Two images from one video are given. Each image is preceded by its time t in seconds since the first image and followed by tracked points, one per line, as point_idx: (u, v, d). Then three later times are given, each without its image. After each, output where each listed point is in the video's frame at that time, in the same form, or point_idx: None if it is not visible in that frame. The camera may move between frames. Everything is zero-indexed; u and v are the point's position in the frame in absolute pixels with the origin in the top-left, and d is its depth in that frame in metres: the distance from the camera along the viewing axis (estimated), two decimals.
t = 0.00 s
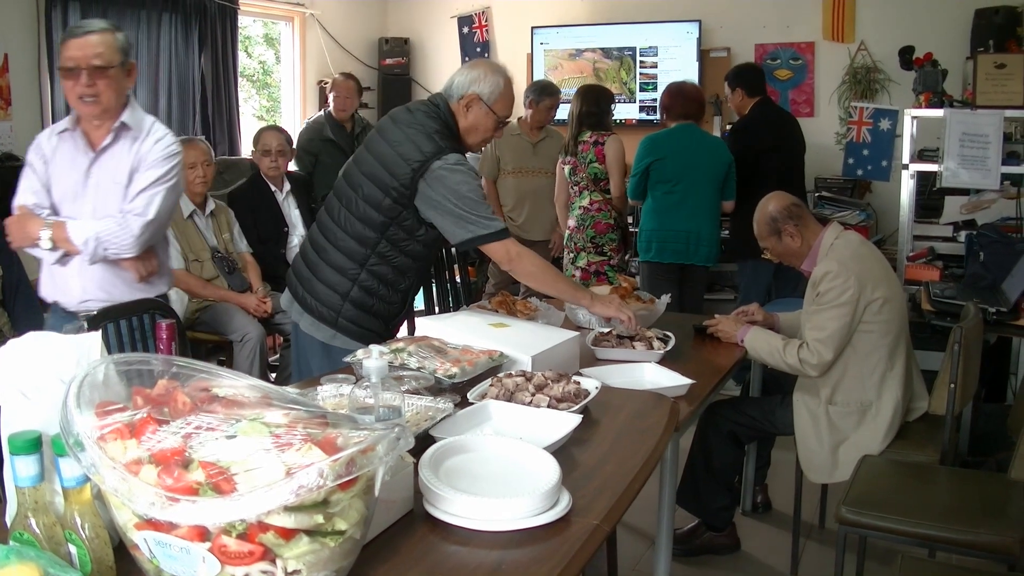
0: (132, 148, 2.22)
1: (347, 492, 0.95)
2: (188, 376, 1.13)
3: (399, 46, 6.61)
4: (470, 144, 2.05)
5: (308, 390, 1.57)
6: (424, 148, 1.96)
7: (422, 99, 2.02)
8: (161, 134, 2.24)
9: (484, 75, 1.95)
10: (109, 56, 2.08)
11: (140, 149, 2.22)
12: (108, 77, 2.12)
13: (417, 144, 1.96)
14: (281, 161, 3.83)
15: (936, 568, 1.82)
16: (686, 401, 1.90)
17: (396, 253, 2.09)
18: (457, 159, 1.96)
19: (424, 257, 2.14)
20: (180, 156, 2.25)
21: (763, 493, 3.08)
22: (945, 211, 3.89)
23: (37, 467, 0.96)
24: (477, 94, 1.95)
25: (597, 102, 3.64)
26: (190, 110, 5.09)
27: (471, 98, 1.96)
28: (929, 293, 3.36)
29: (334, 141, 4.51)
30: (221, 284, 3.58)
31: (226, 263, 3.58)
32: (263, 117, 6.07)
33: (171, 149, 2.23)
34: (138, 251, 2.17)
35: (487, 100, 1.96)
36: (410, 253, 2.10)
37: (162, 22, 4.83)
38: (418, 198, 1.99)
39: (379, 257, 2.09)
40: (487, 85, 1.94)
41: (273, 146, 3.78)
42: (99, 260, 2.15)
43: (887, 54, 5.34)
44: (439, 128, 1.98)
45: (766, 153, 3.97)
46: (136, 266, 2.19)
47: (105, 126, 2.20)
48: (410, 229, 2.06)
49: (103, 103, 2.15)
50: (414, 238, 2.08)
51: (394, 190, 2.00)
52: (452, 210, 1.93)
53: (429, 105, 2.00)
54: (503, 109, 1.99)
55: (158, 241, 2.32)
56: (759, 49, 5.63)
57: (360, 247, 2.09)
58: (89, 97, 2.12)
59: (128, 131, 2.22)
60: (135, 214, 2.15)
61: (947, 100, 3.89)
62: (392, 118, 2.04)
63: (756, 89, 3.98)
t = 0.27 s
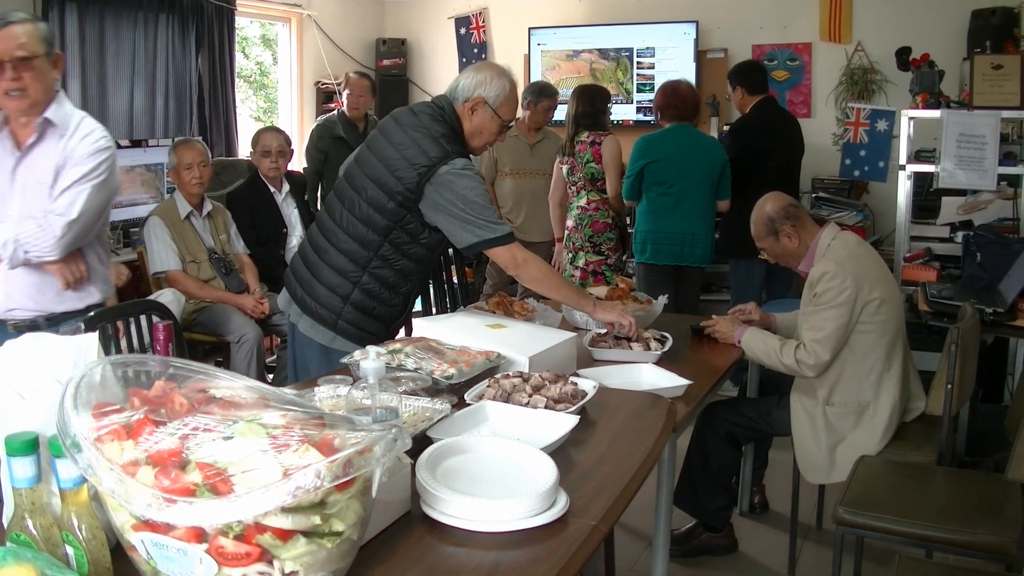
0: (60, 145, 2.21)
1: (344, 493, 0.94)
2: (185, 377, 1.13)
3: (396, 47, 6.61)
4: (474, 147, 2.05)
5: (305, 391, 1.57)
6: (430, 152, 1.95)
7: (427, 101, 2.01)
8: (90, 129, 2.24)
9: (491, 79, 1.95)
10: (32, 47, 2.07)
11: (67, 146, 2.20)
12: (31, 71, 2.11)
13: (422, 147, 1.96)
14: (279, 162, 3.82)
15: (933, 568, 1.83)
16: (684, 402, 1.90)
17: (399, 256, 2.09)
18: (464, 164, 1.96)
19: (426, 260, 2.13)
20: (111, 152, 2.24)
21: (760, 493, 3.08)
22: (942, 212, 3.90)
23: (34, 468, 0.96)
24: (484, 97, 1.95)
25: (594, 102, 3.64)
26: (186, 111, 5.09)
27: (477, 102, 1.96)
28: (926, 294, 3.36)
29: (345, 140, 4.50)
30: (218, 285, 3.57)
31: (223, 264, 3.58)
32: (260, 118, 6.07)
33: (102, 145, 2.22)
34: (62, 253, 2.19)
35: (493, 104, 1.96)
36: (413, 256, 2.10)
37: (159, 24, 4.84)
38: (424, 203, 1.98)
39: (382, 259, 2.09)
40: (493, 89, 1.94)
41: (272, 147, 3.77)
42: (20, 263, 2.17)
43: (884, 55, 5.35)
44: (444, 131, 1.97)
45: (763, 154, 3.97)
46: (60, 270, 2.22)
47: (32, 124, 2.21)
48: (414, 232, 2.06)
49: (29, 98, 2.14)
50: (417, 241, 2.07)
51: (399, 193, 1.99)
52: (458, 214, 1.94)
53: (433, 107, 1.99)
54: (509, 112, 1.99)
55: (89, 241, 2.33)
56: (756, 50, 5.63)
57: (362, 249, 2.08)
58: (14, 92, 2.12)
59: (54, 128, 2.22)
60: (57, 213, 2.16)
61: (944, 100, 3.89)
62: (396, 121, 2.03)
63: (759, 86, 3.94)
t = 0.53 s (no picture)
0: None
1: (342, 494, 0.94)
2: (182, 378, 1.13)
3: (393, 48, 6.61)
4: (472, 146, 2.05)
5: (302, 392, 1.57)
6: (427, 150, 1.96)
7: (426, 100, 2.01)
8: (19, 128, 2.00)
9: (490, 78, 1.95)
10: None
11: None
12: None
13: (419, 145, 1.97)
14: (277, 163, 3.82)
15: (931, 568, 1.83)
16: (681, 402, 1.90)
17: (395, 256, 2.08)
18: (461, 163, 1.96)
19: (423, 260, 2.12)
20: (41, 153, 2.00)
21: (758, 494, 3.09)
22: (939, 213, 3.91)
23: (32, 469, 0.96)
24: (483, 97, 1.95)
25: (591, 102, 3.64)
26: (184, 111, 5.09)
27: (476, 101, 1.96)
28: (924, 294, 3.36)
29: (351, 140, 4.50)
30: (216, 286, 3.58)
31: (220, 265, 3.59)
32: (257, 118, 6.07)
33: (30, 143, 1.99)
34: None
35: (492, 104, 1.96)
36: (409, 257, 2.09)
37: (156, 24, 4.84)
38: (418, 201, 1.98)
39: (378, 259, 2.08)
40: (493, 89, 1.95)
41: (271, 147, 3.76)
42: None
43: (882, 55, 5.36)
44: (441, 129, 1.98)
45: (760, 154, 3.98)
46: None
47: None
48: (410, 232, 2.05)
49: None
50: (413, 241, 2.06)
51: (395, 192, 1.99)
52: (450, 212, 1.94)
53: (431, 106, 1.99)
54: (507, 113, 1.99)
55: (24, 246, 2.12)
56: (754, 50, 5.64)
57: (359, 248, 2.09)
58: None
59: None
60: None
61: (941, 100, 3.89)
62: (393, 120, 2.03)
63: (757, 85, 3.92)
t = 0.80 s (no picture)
0: None
1: (340, 494, 0.94)
2: (181, 379, 1.13)
3: (392, 48, 6.61)
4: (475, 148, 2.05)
5: (301, 392, 1.57)
6: (432, 151, 1.96)
7: (430, 102, 2.01)
8: None
9: (495, 81, 1.95)
10: None
11: None
12: None
13: (424, 147, 1.96)
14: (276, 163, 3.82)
15: (928, 568, 1.83)
16: (680, 403, 1.90)
17: (397, 258, 2.08)
18: (465, 163, 1.96)
19: (424, 263, 2.12)
20: None
21: (757, 494, 3.09)
22: (937, 213, 3.91)
23: (30, 469, 0.96)
24: (488, 100, 1.95)
25: (591, 102, 3.65)
26: (182, 112, 5.09)
27: (481, 104, 1.96)
28: (922, 294, 3.37)
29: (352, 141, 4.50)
30: (214, 286, 3.58)
31: (218, 266, 3.59)
32: (256, 119, 6.07)
33: None
34: None
35: (497, 106, 1.96)
36: (411, 259, 2.09)
37: (155, 24, 4.84)
38: (423, 203, 1.98)
39: (379, 261, 2.08)
40: (498, 92, 1.95)
41: (270, 147, 3.76)
42: None
43: (880, 56, 5.37)
44: (447, 132, 1.98)
45: (759, 154, 3.98)
46: None
47: None
48: (412, 235, 2.05)
49: None
50: (415, 243, 2.06)
51: (399, 193, 2.00)
52: (454, 213, 1.94)
53: (436, 108, 1.99)
54: (511, 115, 1.99)
55: None
56: (752, 51, 5.64)
57: (360, 250, 2.09)
58: None
59: None
60: None
61: (940, 101, 3.90)
62: (398, 122, 2.03)
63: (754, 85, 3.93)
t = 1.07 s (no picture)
0: None
1: (341, 495, 0.94)
2: (182, 379, 1.13)
3: (392, 48, 6.61)
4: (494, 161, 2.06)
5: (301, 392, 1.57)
6: (456, 165, 1.96)
7: (446, 114, 2.01)
8: None
9: (513, 95, 1.97)
10: None
11: None
12: None
13: (448, 160, 1.96)
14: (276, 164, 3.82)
15: (928, 568, 1.83)
16: (680, 403, 1.90)
17: (410, 267, 2.09)
18: (491, 175, 1.98)
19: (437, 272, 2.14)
20: None
21: (757, 494, 3.09)
22: (938, 213, 3.91)
23: (30, 470, 0.96)
24: (507, 114, 1.97)
25: (597, 104, 3.64)
26: (182, 112, 5.09)
27: (501, 119, 1.97)
28: (922, 294, 3.37)
29: (353, 143, 4.50)
30: (214, 286, 3.58)
31: (218, 266, 3.59)
32: (256, 119, 6.07)
33: None
34: None
35: (517, 120, 1.98)
36: (424, 269, 2.11)
37: (155, 24, 4.84)
38: (446, 214, 1.99)
39: (393, 269, 2.09)
40: (517, 105, 1.97)
41: (270, 148, 3.76)
42: None
43: (880, 56, 5.37)
44: (469, 144, 1.98)
45: (758, 155, 3.98)
46: None
47: None
48: (429, 246, 2.06)
49: None
50: (432, 254, 2.07)
51: (421, 205, 1.99)
52: (484, 225, 1.96)
53: (455, 121, 2.00)
54: (529, 127, 2.01)
55: None
56: (752, 51, 5.64)
57: (374, 257, 2.08)
58: None
59: None
60: None
61: (940, 101, 3.89)
62: (418, 130, 2.02)
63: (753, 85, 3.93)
